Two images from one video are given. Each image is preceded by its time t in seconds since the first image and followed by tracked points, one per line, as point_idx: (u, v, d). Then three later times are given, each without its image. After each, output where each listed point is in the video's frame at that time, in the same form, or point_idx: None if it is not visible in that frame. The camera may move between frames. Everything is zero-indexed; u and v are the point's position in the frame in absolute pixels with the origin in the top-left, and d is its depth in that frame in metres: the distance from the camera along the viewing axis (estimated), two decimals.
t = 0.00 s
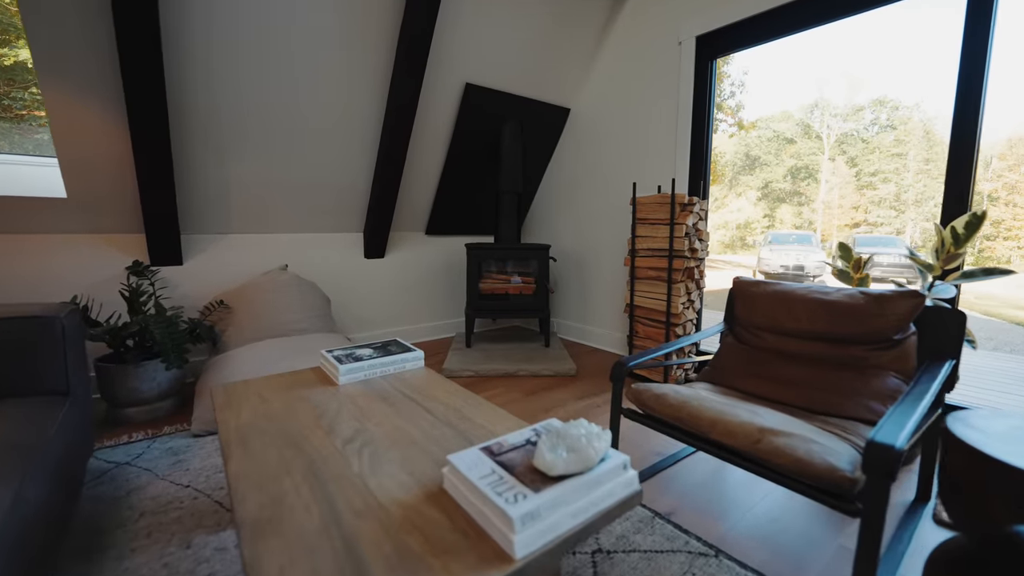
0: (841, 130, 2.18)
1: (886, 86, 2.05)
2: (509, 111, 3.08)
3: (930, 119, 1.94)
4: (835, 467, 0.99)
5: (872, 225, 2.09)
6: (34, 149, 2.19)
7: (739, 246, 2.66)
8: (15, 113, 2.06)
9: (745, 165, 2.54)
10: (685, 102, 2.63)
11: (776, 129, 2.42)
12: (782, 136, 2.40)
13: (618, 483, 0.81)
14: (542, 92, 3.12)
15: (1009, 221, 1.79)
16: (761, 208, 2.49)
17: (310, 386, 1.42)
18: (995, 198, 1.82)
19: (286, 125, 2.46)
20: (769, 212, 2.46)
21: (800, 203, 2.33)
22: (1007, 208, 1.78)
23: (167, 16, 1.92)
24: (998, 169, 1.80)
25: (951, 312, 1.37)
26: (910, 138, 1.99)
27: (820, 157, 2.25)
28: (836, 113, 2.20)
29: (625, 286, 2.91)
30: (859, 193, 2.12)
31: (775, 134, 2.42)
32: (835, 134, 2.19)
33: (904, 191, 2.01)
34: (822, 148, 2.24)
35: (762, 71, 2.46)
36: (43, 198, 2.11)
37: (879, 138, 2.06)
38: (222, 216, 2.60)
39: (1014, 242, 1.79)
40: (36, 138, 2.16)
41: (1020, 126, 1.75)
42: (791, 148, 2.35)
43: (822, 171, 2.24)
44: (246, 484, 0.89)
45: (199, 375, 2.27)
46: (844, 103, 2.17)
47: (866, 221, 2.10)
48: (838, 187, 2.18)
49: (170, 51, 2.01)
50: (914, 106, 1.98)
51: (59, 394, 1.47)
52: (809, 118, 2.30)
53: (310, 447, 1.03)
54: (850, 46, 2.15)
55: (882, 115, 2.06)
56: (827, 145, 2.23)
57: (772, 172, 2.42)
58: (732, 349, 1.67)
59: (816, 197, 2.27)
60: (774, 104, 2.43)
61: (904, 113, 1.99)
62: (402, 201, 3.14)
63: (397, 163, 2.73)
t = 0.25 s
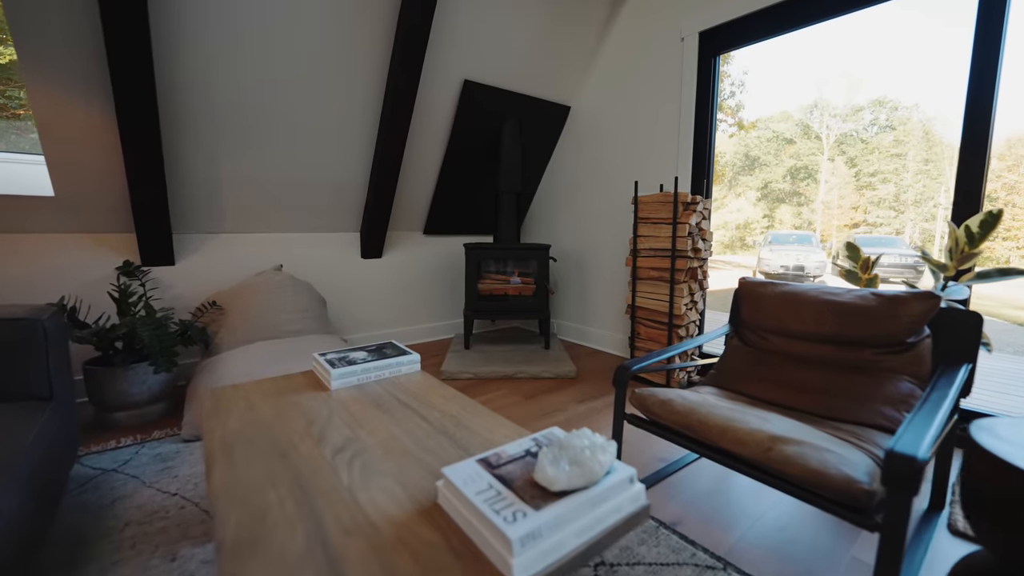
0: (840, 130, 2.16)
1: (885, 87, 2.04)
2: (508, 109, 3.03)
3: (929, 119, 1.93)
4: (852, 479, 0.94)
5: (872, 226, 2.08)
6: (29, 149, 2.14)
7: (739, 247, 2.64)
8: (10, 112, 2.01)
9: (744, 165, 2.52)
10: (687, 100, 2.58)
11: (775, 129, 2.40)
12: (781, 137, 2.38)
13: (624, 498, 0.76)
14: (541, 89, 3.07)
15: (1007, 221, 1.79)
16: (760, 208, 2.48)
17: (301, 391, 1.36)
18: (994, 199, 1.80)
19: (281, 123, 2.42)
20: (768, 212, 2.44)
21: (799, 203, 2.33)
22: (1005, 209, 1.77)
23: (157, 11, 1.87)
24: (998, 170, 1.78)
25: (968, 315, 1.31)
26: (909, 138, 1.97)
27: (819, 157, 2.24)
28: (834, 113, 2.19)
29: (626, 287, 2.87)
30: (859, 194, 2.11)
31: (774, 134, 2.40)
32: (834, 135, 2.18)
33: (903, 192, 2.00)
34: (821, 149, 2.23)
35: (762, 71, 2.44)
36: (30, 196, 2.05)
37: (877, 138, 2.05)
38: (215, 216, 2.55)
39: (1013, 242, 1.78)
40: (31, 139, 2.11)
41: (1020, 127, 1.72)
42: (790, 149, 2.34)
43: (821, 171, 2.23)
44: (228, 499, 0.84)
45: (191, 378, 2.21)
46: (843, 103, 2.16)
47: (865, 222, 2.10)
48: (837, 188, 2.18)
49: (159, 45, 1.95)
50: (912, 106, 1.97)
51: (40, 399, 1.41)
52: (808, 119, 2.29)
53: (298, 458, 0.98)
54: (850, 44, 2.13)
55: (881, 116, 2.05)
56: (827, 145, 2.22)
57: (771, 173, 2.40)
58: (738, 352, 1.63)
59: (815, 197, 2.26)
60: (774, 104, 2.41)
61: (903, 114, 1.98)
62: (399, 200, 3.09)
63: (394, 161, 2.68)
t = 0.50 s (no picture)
0: (840, 130, 2.13)
1: (885, 86, 2.01)
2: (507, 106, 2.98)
3: (928, 119, 1.90)
4: (869, 490, 0.89)
5: (871, 225, 2.06)
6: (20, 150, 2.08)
7: (738, 246, 2.59)
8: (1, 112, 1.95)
9: (743, 164, 2.48)
10: (691, 96, 2.52)
11: (774, 129, 2.37)
12: (780, 136, 2.35)
13: (630, 514, 0.71)
14: (541, 86, 3.02)
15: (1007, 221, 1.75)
16: (759, 208, 2.44)
17: (291, 396, 1.31)
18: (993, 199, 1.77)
19: (274, 121, 2.37)
20: (768, 212, 2.40)
21: (798, 203, 2.29)
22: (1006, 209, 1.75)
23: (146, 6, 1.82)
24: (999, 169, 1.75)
25: (984, 317, 1.27)
26: (908, 138, 1.95)
27: (818, 157, 2.21)
28: (833, 113, 2.16)
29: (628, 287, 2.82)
30: (858, 193, 2.08)
31: (773, 134, 2.37)
32: (833, 134, 2.15)
33: (902, 192, 1.97)
34: (820, 148, 2.20)
35: (761, 70, 2.40)
36: (15, 194, 1.99)
37: (877, 138, 2.02)
38: (208, 214, 2.50)
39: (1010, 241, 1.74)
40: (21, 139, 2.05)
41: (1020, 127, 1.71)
42: (790, 148, 2.31)
43: (821, 171, 2.20)
44: (209, 514, 0.78)
45: (182, 381, 2.16)
46: (842, 103, 2.13)
47: (864, 221, 2.07)
48: (836, 187, 2.15)
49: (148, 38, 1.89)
50: (911, 106, 1.94)
51: (20, 405, 1.35)
52: (808, 118, 2.25)
53: (285, 469, 0.93)
54: (849, 42, 2.10)
55: (880, 115, 2.02)
56: (826, 144, 2.19)
57: (770, 173, 2.37)
58: (744, 355, 1.58)
59: (815, 197, 2.23)
60: (773, 104, 2.38)
61: (902, 113, 1.96)
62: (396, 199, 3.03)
63: (390, 160, 2.63)
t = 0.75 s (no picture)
0: (839, 130, 2.10)
1: (884, 85, 1.98)
2: (507, 103, 2.93)
3: (928, 119, 1.86)
4: (890, 502, 0.85)
5: (871, 225, 2.02)
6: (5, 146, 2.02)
7: (737, 246, 2.55)
8: None
9: (742, 164, 2.44)
10: (694, 93, 2.48)
11: (773, 129, 2.33)
12: (779, 136, 2.31)
13: (640, 532, 0.66)
14: (541, 83, 2.97)
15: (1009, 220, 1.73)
16: (758, 208, 2.39)
17: (282, 401, 1.26)
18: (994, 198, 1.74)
19: (268, 117, 2.32)
20: (767, 212, 2.36)
21: (797, 203, 2.25)
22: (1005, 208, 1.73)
23: None
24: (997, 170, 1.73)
25: (1003, 320, 1.22)
26: (907, 138, 1.91)
27: (818, 156, 2.17)
28: (833, 113, 2.12)
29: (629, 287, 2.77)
30: (857, 193, 2.04)
31: (772, 134, 2.33)
32: (833, 134, 2.11)
33: (902, 191, 1.93)
34: (820, 148, 2.16)
35: (760, 69, 2.36)
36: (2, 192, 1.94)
37: (876, 137, 1.98)
38: (201, 213, 2.45)
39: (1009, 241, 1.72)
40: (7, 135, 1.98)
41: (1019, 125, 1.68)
42: (789, 148, 2.27)
43: (820, 170, 2.16)
44: (189, 530, 0.73)
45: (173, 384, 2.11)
46: (841, 103, 2.10)
47: (864, 221, 2.03)
48: (836, 187, 2.11)
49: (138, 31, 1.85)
50: (911, 106, 1.91)
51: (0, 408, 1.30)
52: (807, 118, 2.22)
53: (272, 480, 0.88)
54: (849, 40, 2.07)
55: (879, 115, 1.99)
56: (825, 144, 2.15)
57: (769, 172, 2.32)
58: (751, 357, 1.54)
59: (814, 197, 2.19)
60: (772, 103, 2.34)
61: (902, 113, 1.92)
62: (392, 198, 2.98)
63: (386, 158, 2.58)
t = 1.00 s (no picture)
0: (838, 129, 2.07)
1: (884, 84, 1.94)
2: (507, 100, 2.88)
3: (927, 119, 1.83)
4: (913, 516, 0.80)
5: (870, 224, 2.00)
6: None
7: (735, 246, 2.52)
8: None
9: (741, 164, 2.41)
10: (697, 89, 2.43)
11: (772, 128, 2.30)
12: (779, 136, 2.28)
13: (651, 552, 0.62)
14: (542, 80, 2.92)
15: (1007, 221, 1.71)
16: (757, 208, 2.37)
17: (272, 407, 1.21)
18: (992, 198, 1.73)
19: (262, 115, 2.27)
20: (767, 211, 2.33)
21: (796, 203, 2.23)
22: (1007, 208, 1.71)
23: None
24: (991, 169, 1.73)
25: None
26: (907, 137, 1.88)
27: (817, 156, 2.14)
28: (832, 113, 2.09)
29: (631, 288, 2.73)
30: (857, 193, 2.02)
31: (771, 134, 2.30)
32: (831, 134, 2.09)
33: (900, 191, 1.91)
34: (819, 148, 2.14)
35: (760, 67, 2.33)
36: None
37: (875, 138, 1.95)
38: (194, 212, 2.39)
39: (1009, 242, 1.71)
40: None
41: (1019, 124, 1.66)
42: (788, 148, 2.25)
43: (819, 170, 2.14)
44: (167, 551, 0.68)
45: (165, 386, 2.06)
46: (840, 103, 2.07)
47: (863, 221, 2.01)
48: (836, 186, 2.09)
49: (128, 25, 1.79)
50: (910, 106, 1.87)
51: None
52: (806, 118, 2.19)
53: (259, 493, 0.83)
54: (851, 37, 2.02)
55: (879, 115, 1.96)
56: (824, 144, 2.12)
57: (769, 172, 2.30)
58: (759, 360, 1.49)
59: (813, 196, 2.17)
60: (771, 103, 2.31)
61: (901, 112, 1.89)
62: (390, 196, 2.93)
63: (384, 156, 2.53)
